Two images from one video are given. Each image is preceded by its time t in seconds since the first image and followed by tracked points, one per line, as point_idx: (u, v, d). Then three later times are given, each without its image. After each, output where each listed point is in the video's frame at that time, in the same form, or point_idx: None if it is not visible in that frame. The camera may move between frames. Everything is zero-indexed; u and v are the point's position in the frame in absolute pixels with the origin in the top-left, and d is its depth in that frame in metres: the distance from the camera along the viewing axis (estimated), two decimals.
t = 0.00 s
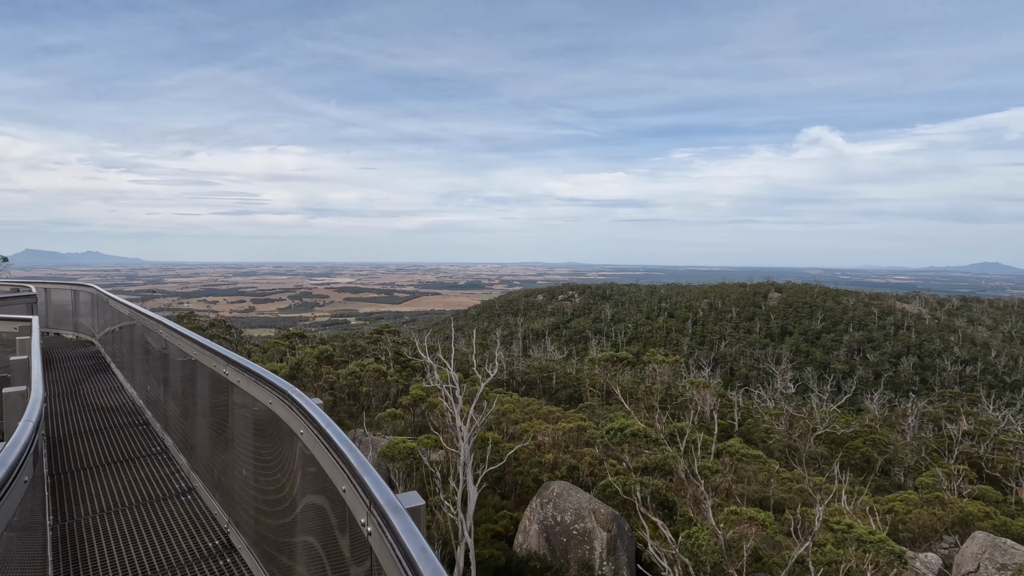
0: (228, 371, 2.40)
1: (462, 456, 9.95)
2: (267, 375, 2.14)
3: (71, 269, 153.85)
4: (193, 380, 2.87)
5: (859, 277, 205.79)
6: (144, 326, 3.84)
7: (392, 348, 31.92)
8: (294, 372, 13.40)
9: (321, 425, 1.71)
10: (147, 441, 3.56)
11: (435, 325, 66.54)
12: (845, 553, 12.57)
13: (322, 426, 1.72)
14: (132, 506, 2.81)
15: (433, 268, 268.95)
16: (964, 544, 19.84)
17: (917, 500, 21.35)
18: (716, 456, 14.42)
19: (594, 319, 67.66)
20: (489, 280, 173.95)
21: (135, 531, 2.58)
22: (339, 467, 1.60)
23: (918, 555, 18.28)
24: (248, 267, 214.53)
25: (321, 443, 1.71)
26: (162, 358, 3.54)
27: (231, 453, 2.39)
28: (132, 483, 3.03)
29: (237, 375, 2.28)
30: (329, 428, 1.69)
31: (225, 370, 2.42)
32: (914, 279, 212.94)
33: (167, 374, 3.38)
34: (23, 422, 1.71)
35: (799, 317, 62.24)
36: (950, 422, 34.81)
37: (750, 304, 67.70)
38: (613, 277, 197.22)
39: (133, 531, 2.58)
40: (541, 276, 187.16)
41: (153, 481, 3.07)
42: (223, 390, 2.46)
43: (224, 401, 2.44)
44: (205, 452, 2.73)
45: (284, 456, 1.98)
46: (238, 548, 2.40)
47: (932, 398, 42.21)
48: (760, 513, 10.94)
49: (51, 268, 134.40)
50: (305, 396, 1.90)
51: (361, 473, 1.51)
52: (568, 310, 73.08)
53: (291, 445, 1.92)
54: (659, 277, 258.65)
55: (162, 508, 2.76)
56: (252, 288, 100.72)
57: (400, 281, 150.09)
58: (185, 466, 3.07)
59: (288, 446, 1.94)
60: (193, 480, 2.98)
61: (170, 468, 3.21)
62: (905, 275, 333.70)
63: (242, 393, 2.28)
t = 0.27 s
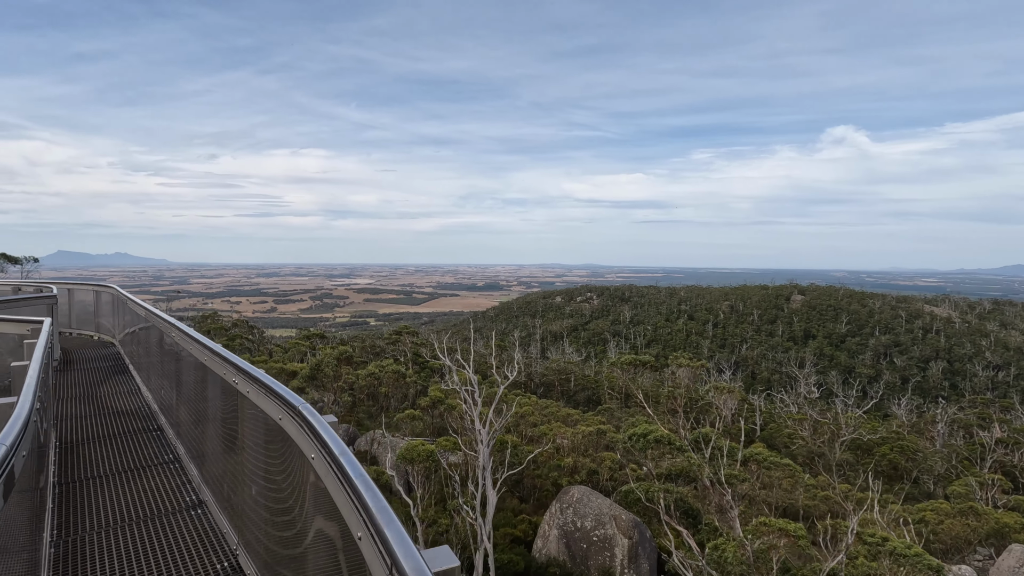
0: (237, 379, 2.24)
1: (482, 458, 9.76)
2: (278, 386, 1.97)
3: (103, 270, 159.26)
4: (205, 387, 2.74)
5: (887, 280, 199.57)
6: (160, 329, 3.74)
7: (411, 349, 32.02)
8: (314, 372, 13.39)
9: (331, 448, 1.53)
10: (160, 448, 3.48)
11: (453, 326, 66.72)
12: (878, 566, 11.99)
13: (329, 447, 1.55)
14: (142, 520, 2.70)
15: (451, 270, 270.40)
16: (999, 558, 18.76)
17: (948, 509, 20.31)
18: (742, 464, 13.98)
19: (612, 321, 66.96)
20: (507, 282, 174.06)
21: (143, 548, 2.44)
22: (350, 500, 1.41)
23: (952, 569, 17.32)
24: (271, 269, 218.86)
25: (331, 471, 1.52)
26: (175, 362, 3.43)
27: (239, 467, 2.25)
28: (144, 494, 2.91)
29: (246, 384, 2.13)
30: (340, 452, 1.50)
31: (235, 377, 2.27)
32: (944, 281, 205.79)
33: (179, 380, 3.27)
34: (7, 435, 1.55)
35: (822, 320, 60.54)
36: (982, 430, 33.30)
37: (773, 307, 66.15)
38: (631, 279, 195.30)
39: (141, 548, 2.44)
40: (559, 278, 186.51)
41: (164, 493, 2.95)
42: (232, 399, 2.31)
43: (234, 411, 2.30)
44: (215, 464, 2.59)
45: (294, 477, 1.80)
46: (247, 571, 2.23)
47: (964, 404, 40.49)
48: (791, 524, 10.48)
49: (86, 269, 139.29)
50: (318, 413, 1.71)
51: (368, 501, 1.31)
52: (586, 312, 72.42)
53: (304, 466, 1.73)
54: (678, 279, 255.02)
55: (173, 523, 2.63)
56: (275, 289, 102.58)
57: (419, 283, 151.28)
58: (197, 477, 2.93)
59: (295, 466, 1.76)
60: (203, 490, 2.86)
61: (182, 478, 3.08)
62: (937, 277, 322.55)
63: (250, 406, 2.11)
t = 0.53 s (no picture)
0: (245, 393, 2.08)
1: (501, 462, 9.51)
2: (285, 405, 1.81)
3: (133, 271, 164.29)
4: (214, 398, 2.61)
5: (916, 281, 193.18)
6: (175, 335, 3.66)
7: (430, 349, 32.08)
8: (334, 372, 13.35)
9: (340, 482, 1.34)
10: (172, 459, 3.38)
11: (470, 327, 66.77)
12: None
13: (340, 487, 1.34)
14: (148, 538, 2.57)
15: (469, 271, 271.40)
16: None
17: (982, 520, 19.27)
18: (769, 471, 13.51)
19: (631, 323, 66.19)
20: (525, 282, 173.90)
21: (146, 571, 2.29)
22: (360, 559, 1.16)
23: None
24: (293, 269, 222.74)
25: (343, 521, 1.28)
26: (187, 369, 3.33)
27: (246, 489, 2.09)
28: (151, 510, 2.78)
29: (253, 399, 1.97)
30: (356, 503, 1.25)
31: (243, 391, 2.12)
32: (977, 283, 198.41)
33: (190, 388, 3.16)
34: None
35: (847, 322, 58.79)
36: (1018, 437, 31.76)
37: (795, 309, 64.52)
38: (651, 280, 192.91)
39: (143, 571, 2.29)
40: (578, 279, 185.50)
41: (172, 509, 2.82)
42: (241, 415, 2.16)
43: (241, 427, 2.14)
44: (222, 481, 2.44)
45: (299, 510, 1.60)
46: None
47: (997, 411, 38.76)
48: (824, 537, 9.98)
49: (117, 270, 143.79)
50: (329, 443, 1.51)
51: (378, 559, 1.07)
52: (605, 314, 71.74)
53: (310, 501, 1.53)
54: (698, 280, 251.12)
55: (178, 544, 2.48)
56: (297, 289, 104.29)
57: (437, 283, 152.25)
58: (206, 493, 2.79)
59: (301, 499, 1.57)
60: (212, 506, 2.73)
61: (191, 493, 2.95)
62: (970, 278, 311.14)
63: (257, 422, 1.96)
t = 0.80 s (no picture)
0: (254, 411, 1.95)
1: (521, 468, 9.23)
2: (292, 427, 1.68)
3: (162, 271, 169.09)
4: (223, 410, 2.50)
5: (947, 283, 186.72)
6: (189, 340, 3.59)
7: (449, 350, 32.13)
8: (354, 373, 13.32)
9: (346, 527, 1.19)
10: (183, 470, 3.30)
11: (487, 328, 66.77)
12: None
13: (355, 539, 1.18)
14: (156, 559, 2.45)
15: (486, 272, 272.25)
16: None
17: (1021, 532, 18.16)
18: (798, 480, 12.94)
19: (650, 324, 65.33)
20: (544, 283, 173.64)
21: None
22: None
23: None
24: (314, 271, 226.33)
25: None
26: (199, 377, 3.25)
27: (253, 513, 1.95)
28: (160, 530, 2.67)
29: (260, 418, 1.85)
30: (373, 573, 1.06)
31: (251, 408, 2.00)
32: (1011, 285, 191.12)
33: (201, 398, 3.08)
34: None
35: (873, 325, 56.95)
36: None
37: (818, 311, 62.78)
38: (671, 281, 190.17)
39: None
40: (596, 280, 184.57)
41: (181, 529, 2.70)
42: (248, 431, 2.03)
43: (248, 445, 2.03)
44: (230, 501, 2.33)
45: (309, 555, 1.44)
46: None
47: None
48: (859, 551, 9.45)
49: (146, 271, 148.12)
50: (342, 484, 1.35)
51: None
52: (623, 315, 70.93)
53: (319, 545, 1.36)
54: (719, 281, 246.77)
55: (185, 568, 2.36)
56: (318, 290, 105.82)
57: (456, 284, 152.88)
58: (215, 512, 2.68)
59: (313, 537, 1.42)
60: (220, 524, 2.62)
61: (201, 511, 2.83)
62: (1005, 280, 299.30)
63: (263, 442, 1.83)
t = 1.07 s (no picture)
0: (264, 436, 1.79)
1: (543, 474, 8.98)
2: (304, 456, 1.54)
3: (189, 272, 173.57)
4: (234, 427, 2.38)
5: (982, 286, 179.58)
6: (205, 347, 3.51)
7: (467, 351, 32.13)
8: (374, 374, 13.28)
9: None
10: (196, 485, 3.20)
11: (506, 330, 66.70)
12: None
13: None
14: None
15: (505, 274, 272.48)
16: None
17: None
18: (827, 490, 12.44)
19: (670, 327, 64.34)
20: (562, 285, 172.88)
21: None
22: None
23: None
24: (335, 272, 229.68)
25: None
26: (213, 388, 3.15)
27: (264, 548, 1.79)
28: (171, 551, 2.56)
29: (269, 442, 1.72)
30: None
31: (261, 429, 1.87)
32: None
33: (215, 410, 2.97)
34: None
35: (901, 328, 55.02)
36: None
37: (844, 314, 60.95)
38: (691, 283, 187.32)
39: None
40: (615, 282, 182.99)
41: (192, 551, 2.57)
42: (259, 455, 1.89)
43: (259, 471, 1.88)
44: (240, 527, 2.19)
45: None
46: None
47: None
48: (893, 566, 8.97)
49: (174, 272, 152.35)
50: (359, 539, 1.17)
51: None
52: (643, 317, 70.06)
53: None
54: (740, 283, 242.19)
55: None
56: (339, 292, 107.26)
57: (475, 286, 153.31)
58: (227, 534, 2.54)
59: None
60: (230, 546, 2.50)
61: (213, 530, 2.71)
62: None
63: (272, 469, 1.69)
